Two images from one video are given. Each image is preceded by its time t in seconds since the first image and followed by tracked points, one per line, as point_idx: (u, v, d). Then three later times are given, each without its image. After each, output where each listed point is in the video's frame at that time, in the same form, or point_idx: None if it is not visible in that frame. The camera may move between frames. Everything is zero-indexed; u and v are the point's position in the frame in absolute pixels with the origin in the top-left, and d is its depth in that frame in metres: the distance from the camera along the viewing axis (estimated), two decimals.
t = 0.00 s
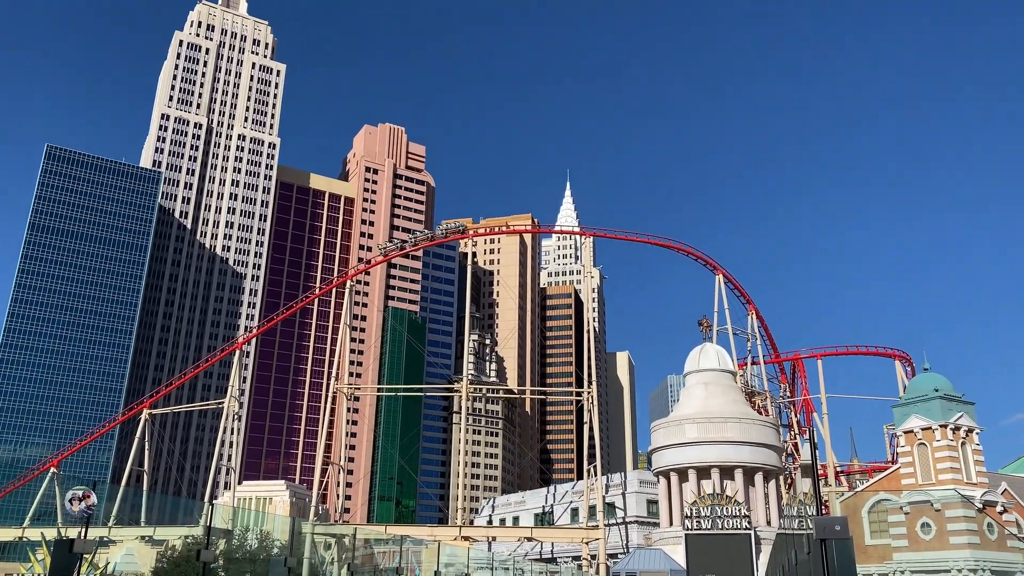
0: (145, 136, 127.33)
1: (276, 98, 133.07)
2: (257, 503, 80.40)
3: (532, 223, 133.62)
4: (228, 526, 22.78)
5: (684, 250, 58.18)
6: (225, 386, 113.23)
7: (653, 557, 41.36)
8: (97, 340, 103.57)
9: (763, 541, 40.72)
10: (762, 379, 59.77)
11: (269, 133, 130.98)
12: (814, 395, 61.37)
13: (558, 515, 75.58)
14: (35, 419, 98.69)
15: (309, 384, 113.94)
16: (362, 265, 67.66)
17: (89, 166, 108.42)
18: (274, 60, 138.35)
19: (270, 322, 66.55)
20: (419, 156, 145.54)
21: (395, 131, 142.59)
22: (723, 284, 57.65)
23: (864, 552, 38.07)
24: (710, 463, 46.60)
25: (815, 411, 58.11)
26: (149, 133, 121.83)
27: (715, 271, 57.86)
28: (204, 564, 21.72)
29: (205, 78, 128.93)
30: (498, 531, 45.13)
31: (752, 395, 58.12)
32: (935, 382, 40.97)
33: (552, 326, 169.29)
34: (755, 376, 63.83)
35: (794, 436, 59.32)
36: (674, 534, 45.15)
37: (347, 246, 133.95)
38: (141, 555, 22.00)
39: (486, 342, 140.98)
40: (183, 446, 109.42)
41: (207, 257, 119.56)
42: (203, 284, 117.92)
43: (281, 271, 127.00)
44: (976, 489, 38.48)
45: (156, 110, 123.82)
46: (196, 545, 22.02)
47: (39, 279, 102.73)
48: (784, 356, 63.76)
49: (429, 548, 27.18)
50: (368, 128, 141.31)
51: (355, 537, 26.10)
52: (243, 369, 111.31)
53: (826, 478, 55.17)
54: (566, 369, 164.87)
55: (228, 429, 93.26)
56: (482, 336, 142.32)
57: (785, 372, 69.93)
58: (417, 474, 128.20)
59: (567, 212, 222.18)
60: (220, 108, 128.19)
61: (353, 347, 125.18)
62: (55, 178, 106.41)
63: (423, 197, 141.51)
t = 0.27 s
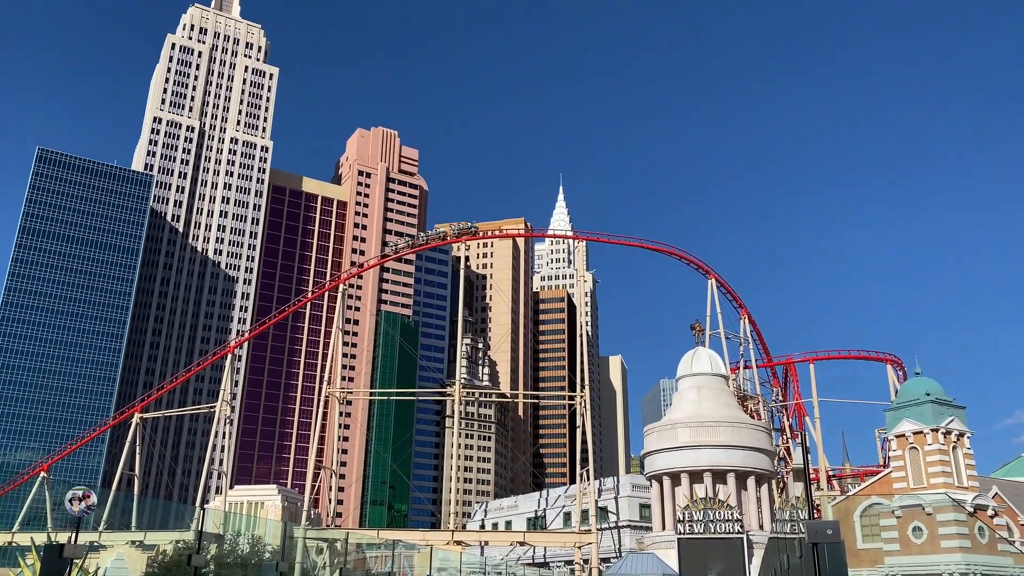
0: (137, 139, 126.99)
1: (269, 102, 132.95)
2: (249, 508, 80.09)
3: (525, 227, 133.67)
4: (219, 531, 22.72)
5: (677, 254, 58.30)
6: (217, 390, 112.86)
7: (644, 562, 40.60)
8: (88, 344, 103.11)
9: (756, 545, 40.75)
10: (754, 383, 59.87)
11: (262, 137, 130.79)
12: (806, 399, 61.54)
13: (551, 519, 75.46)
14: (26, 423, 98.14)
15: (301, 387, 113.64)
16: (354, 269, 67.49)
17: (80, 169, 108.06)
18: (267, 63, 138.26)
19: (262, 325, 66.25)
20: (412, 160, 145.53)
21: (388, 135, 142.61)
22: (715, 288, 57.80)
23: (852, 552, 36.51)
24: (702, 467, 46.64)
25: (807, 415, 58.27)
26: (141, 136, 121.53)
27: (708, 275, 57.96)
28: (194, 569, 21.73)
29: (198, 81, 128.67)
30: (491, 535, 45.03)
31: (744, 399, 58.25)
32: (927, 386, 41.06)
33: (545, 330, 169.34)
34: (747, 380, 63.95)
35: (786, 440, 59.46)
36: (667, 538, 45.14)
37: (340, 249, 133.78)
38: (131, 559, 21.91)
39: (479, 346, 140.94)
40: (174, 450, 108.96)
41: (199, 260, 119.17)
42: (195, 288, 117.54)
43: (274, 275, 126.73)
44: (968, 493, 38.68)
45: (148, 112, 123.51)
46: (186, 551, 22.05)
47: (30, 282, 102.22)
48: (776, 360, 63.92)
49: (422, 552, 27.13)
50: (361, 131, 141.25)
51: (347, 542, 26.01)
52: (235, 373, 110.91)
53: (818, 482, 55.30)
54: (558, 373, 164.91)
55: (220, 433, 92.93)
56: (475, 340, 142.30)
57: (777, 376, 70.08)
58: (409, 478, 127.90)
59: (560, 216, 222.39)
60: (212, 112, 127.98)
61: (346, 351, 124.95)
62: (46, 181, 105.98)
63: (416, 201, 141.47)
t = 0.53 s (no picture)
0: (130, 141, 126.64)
1: (263, 104, 132.78)
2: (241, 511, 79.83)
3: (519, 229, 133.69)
4: (212, 534, 22.71)
5: (671, 256, 58.37)
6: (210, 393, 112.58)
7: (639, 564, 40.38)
8: (81, 346, 102.67)
9: (749, 547, 40.74)
10: (748, 385, 59.94)
11: (255, 139, 130.58)
12: (799, 402, 61.67)
13: (544, 522, 75.41)
14: (17, 425, 97.67)
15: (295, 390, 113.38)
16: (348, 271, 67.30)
17: (73, 171, 107.66)
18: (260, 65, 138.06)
19: (256, 328, 65.98)
20: (406, 162, 145.45)
21: (382, 137, 142.57)
22: (709, 291, 57.88)
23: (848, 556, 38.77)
24: (696, 469, 46.69)
25: (801, 418, 58.40)
26: (134, 138, 121.22)
27: (701, 278, 58.06)
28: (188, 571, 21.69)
29: (192, 83, 128.41)
30: (485, 538, 44.95)
31: (738, 401, 58.34)
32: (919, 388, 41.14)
33: (539, 332, 169.34)
34: (741, 383, 64.06)
35: (779, 443, 59.59)
36: (661, 540, 45.16)
37: (334, 252, 133.60)
38: (123, 562, 21.80)
39: (473, 349, 140.84)
40: (167, 452, 108.59)
41: (192, 262, 118.85)
42: (188, 290, 117.18)
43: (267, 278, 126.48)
44: (960, 495, 38.73)
45: (141, 114, 123.22)
46: (178, 554, 21.85)
47: (21, 284, 101.77)
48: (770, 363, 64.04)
49: (416, 554, 27.12)
50: (355, 133, 141.12)
51: (340, 544, 26.07)
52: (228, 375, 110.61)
53: (811, 484, 55.40)
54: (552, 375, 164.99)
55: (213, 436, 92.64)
56: (469, 343, 142.26)
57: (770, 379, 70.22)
58: (403, 481, 127.73)
59: (554, 219, 222.58)
60: (206, 114, 127.74)
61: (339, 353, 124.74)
62: (39, 183, 105.55)
63: (410, 203, 141.38)
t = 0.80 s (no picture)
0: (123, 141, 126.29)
1: (256, 105, 132.58)
2: (234, 512, 79.58)
3: (512, 229, 133.83)
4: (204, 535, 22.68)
5: (664, 258, 58.46)
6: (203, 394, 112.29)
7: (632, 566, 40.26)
8: (73, 347, 102.24)
9: (742, 548, 40.71)
10: (741, 387, 60.09)
11: (249, 140, 130.29)
12: (793, 403, 61.82)
13: (538, 523, 75.36)
14: (9, 427, 97.23)
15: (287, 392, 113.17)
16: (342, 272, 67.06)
17: (66, 171, 107.30)
18: (254, 66, 137.83)
19: (249, 329, 65.77)
20: (400, 163, 145.31)
21: (376, 138, 142.42)
22: (702, 292, 58.01)
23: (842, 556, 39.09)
24: (688, 470, 46.77)
25: (793, 419, 58.54)
26: (127, 138, 120.90)
27: (694, 280, 58.16)
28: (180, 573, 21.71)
29: (185, 84, 128.11)
30: (478, 539, 45.03)
31: (731, 403, 58.45)
32: (911, 390, 41.37)
33: (533, 333, 169.40)
34: (734, 384, 64.18)
35: (772, 444, 59.73)
36: (654, 541, 45.20)
37: (327, 253, 133.41)
38: (115, 563, 21.67)
39: (466, 350, 140.83)
40: (160, 454, 108.28)
41: (185, 264, 118.56)
42: (181, 291, 116.82)
43: (260, 279, 126.31)
44: (952, 496, 38.93)
45: (134, 115, 122.89)
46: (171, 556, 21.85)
47: (14, 284, 101.40)
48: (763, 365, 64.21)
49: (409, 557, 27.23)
50: (349, 134, 140.97)
51: (335, 547, 26.06)
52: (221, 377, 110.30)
53: (804, 485, 55.51)
54: (546, 377, 165.05)
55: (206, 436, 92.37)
56: (462, 344, 142.18)
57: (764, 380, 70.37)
58: (396, 482, 127.52)
59: (548, 220, 222.74)
60: (199, 114, 127.51)
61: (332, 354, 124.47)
62: (31, 183, 105.21)
63: (404, 204, 141.23)
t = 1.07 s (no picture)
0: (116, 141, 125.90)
1: (250, 105, 132.30)
2: (228, 512, 79.42)
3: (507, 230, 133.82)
4: (198, 536, 22.73)
5: (659, 259, 58.52)
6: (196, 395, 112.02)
7: (628, 567, 40.78)
8: (65, 346, 101.88)
9: (736, 548, 40.81)
10: (735, 387, 60.21)
11: (243, 140, 129.97)
12: (787, 403, 61.97)
13: (533, 523, 75.39)
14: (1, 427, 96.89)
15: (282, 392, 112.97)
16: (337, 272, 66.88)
17: (59, 171, 106.97)
18: (248, 66, 137.54)
19: (243, 329, 65.56)
20: (395, 163, 145.15)
21: (370, 138, 142.21)
22: (696, 293, 58.11)
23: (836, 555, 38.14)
24: (682, 470, 46.85)
25: (787, 419, 58.66)
26: (121, 138, 120.52)
27: (688, 280, 58.26)
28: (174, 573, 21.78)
29: (179, 83, 127.79)
30: (472, 540, 45.02)
31: (725, 403, 58.56)
32: (905, 390, 41.48)
33: (528, 334, 169.43)
34: (728, 384, 64.31)
35: (766, 444, 59.87)
36: (648, 542, 45.28)
37: (321, 253, 133.22)
38: (108, 563, 21.67)
39: (461, 350, 140.80)
40: (153, 454, 107.98)
41: (179, 263, 118.21)
42: (175, 291, 116.52)
43: (254, 279, 126.10)
44: (945, 496, 39.08)
45: (128, 114, 122.55)
46: (165, 557, 21.77)
47: (6, 284, 101.12)
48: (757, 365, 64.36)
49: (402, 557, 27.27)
50: (343, 134, 140.75)
51: (329, 548, 26.08)
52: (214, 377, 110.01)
53: (798, 485, 55.67)
54: (540, 377, 165.15)
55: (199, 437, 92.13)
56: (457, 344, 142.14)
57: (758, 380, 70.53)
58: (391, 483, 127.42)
59: (543, 220, 222.70)
60: (193, 114, 127.20)
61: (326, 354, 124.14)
62: (24, 182, 104.93)
63: (398, 205, 141.07)
